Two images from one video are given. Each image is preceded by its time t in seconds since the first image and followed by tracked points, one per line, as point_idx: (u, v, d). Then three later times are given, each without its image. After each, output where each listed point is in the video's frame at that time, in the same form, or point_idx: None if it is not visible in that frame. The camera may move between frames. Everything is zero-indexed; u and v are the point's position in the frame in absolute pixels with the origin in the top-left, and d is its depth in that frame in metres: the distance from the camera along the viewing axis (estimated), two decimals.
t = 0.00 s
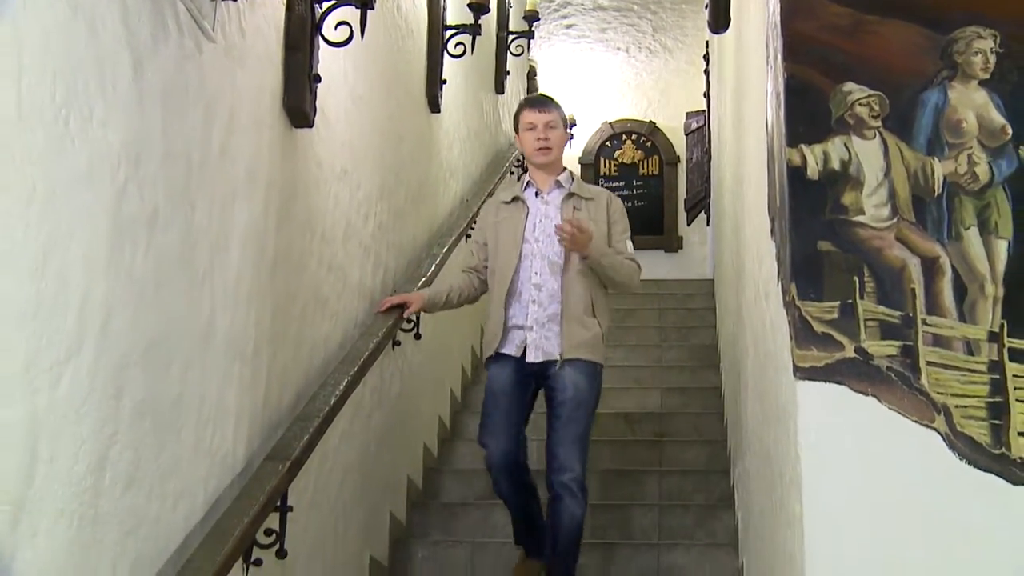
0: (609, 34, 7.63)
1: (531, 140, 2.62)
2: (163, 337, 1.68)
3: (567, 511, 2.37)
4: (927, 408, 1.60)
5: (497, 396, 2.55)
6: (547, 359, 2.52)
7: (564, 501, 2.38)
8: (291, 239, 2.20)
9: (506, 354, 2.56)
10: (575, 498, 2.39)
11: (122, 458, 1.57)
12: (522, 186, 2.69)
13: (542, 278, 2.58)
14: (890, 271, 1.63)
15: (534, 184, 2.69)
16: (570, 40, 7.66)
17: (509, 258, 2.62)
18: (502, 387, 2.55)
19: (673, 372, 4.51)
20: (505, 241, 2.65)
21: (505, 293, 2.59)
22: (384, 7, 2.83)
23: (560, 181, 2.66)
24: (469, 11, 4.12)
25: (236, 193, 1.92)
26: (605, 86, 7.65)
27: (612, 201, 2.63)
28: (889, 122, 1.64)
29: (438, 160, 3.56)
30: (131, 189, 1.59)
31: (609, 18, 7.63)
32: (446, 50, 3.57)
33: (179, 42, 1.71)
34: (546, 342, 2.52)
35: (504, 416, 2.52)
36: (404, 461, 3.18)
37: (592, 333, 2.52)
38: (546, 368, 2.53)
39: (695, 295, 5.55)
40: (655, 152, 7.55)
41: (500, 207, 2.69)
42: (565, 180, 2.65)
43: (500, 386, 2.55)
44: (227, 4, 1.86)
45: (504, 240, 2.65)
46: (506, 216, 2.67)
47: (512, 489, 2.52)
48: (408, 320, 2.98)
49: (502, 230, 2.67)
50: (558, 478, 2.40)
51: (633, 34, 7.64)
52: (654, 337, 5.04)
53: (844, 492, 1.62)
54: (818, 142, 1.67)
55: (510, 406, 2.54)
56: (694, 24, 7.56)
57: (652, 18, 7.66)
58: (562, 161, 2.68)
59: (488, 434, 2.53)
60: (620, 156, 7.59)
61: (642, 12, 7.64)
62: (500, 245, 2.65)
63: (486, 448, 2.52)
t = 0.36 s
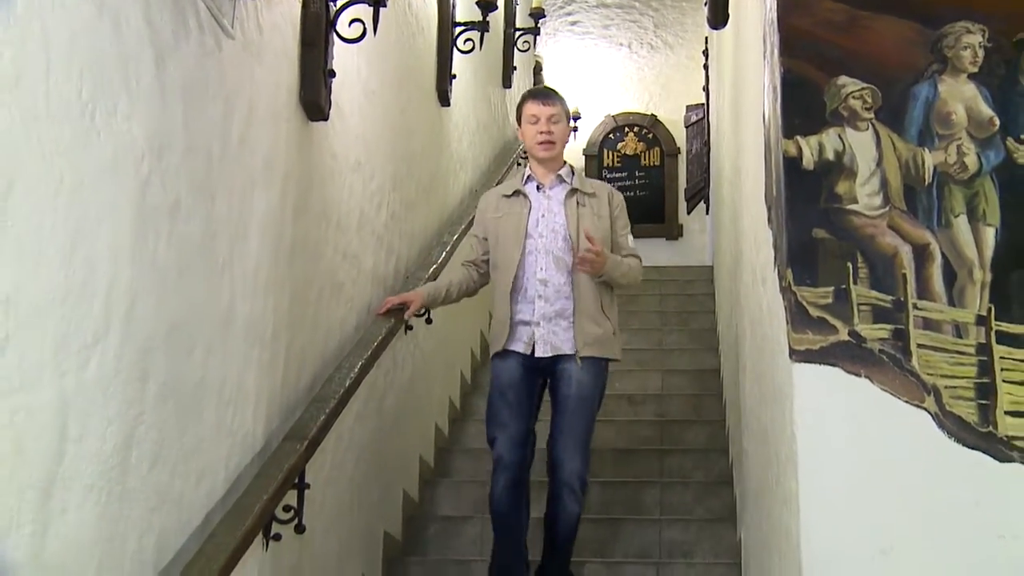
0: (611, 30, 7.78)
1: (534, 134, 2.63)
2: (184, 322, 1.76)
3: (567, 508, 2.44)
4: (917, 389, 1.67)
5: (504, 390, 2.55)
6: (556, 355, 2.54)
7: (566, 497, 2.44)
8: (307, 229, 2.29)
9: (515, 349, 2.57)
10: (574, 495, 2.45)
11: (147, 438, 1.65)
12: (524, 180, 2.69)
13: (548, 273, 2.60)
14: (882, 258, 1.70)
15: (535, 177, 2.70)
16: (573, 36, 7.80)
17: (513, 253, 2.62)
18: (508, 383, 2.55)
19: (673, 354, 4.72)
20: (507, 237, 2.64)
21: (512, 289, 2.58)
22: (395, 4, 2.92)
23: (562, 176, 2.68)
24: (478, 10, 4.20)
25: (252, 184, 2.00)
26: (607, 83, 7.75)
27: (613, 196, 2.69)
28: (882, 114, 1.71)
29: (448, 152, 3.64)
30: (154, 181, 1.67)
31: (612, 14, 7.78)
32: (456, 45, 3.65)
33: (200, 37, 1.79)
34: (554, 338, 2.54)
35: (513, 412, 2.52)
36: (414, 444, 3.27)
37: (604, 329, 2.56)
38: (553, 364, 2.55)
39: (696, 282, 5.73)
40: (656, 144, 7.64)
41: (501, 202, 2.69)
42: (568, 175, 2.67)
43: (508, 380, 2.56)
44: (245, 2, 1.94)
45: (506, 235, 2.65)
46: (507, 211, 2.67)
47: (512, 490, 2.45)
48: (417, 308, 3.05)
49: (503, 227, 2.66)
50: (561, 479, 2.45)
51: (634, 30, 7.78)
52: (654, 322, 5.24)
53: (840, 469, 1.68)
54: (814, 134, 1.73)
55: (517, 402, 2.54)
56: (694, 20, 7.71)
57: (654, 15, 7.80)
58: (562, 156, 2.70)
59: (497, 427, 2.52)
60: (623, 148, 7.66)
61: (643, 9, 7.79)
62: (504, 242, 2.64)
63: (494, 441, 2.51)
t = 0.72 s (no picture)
0: (614, 29, 8.18)
1: (524, 158, 2.62)
2: (205, 309, 1.85)
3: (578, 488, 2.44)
4: (907, 371, 1.74)
5: (501, 414, 2.53)
6: (549, 364, 2.54)
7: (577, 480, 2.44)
8: (322, 220, 2.38)
9: (505, 370, 2.55)
10: (585, 472, 2.44)
11: (171, 418, 1.74)
12: (515, 198, 2.68)
13: (539, 289, 2.58)
14: (873, 246, 1.77)
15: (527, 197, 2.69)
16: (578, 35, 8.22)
17: (504, 269, 2.61)
18: (505, 403, 2.54)
19: (673, 340, 4.89)
20: (499, 253, 2.64)
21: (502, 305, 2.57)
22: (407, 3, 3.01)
23: (553, 197, 2.66)
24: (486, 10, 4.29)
25: (270, 177, 2.09)
26: (611, 80, 8.18)
27: (604, 217, 2.67)
28: (873, 108, 1.78)
29: (458, 146, 3.73)
30: (178, 174, 1.75)
31: (614, 14, 8.19)
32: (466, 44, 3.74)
33: (221, 37, 1.88)
34: (545, 352, 2.53)
35: (512, 440, 2.51)
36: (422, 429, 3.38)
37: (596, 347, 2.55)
38: (548, 372, 2.54)
39: (694, 269, 5.94)
40: (657, 138, 8.00)
41: (492, 220, 2.68)
42: (559, 196, 2.65)
43: (503, 404, 2.54)
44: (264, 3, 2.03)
45: (498, 250, 2.65)
46: (499, 228, 2.66)
47: (522, 524, 2.47)
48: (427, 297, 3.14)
49: (494, 243, 2.66)
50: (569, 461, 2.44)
51: (636, 29, 8.17)
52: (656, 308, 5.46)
53: (834, 450, 1.76)
54: (808, 128, 1.81)
55: (515, 419, 2.53)
56: (693, 19, 8.07)
57: (654, 14, 8.17)
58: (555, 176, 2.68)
59: (500, 459, 2.50)
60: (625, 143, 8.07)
61: (644, 9, 8.18)
62: (494, 257, 2.64)
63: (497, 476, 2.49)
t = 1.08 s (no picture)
0: (615, 24, 8.21)
1: (525, 151, 2.57)
2: (221, 296, 1.92)
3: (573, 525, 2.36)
4: (899, 354, 1.80)
5: (502, 411, 2.53)
6: (551, 370, 2.48)
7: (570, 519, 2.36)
8: (333, 209, 2.45)
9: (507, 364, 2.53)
10: (582, 510, 2.36)
11: (188, 401, 1.81)
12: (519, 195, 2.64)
13: (542, 286, 2.54)
14: (866, 234, 1.83)
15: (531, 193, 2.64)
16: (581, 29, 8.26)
17: (507, 267, 2.58)
18: (506, 399, 2.53)
19: (673, 325, 5.02)
20: (502, 252, 2.60)
21: (505, 306, 2.55)
22: None
23: (556, 187, 2.60)
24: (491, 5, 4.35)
25: (282, 168, 2.15)
26: (612, 74, 8.25)
27: (608, 201, 2.58)
28: (866, 100, 1.84)
29: (464, 137, 3.79)
30: (193, 164, 1.82)
31: (616, 10, 8.22)
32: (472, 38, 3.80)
33: (234, 32, 1.94)
34: (548, 354, 2.48)
35: (510, 438, 2.51)
36: (428, 414, 3.45)
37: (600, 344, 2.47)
38: (551, 380, 2.49)
39: (694, 256, 6.05)
40: (657, 129, 8.16)
41: (499, 216, 2.65)
42: (561, 186, 2.59)
43: (505, 403, 2.53)
44: None
45: (500, 248, 2.61)
46: (502, 226, 2.62)
47: (520, 509, 2.52)
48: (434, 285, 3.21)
49: (499, 239, 2.62)
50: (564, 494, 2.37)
51: (637, 24, 8.21)
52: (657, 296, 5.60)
53: (828, 431, 1.81)
54: (804, 119, 1.86)
55: (515, 419, 2.52)
56: (691, 15, 8.09)
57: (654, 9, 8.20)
58: (558, 167, 2.62)
59: (496, 451, 2.52)
60: (626, 134, 8.22)
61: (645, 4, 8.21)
62: (499, 252, 2.61)
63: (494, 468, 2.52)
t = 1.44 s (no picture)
0: (615, 21, 8.42)
1: (540, 149, 2.65)
2: (239, 281, 2.02)
3: (568, 532, 2.40)
4: (885, 336, 1.89)
5: (506, 391, 2.55)
6: (560, 369, 2.54)
7: (568, 523, 2.40)
8: (346, 198, 2.56)
9: (515, 358, 2.59)
10: (582, 517, 2.41)
11: (208, 381, 1.91)
12: (530, 191, 2.71)
13: (553, 285, 2.61)
14: (855, 221, 1.92)
15: (542, 187, 2.72)
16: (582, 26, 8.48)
17: (518, 264, 2.65)
18: (512, 381, 2.57)
19: (671, 309, 5.21)
20: (512, 247, 2.67)
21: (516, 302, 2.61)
22: None
23: (569, 185, 2.69)
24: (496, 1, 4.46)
25: (297, 159, 2.25)
26: (613, 68, 8.43)
27: (620, 203, 2.68)
28: (854, 94, 1.93)
29: (472, 129, 3.90)
30: (212, 156, 1.91)
31: (615, 8, 8.45)
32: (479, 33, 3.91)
33: (252, 29, 2.03)
34: (557, 352, 2.54)
35: (511, 418, 2.51)
36: (435, 397, 3.55)
37: (612, 346, 2.53)
38: (558, 379, 2.54)
39: (690, 244, 6.20)
40: (655, 122, 8.29)
41: (508, 212, 2.72)
42: (575, 184, 2.68)
43: (510, 388, 2.56)
44: None
45: (510, 245, 2.68)
46: (512, 222, 2.69)
47: (508, 493, 2.46)
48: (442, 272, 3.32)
49: (508, 235, 2.69)
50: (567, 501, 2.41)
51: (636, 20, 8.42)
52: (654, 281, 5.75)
53: (819, 403, 1.90)
54: (795, 111, 1.95)
55: (517, 400, 2.54)
56: (688, 13, 8.33)
57: (653, 6, 8.42)
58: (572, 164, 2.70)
59: (494, 426, 2.52)
60: (625, 126, 8.35)
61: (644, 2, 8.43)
62: (508, 248, 2.68)
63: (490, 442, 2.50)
